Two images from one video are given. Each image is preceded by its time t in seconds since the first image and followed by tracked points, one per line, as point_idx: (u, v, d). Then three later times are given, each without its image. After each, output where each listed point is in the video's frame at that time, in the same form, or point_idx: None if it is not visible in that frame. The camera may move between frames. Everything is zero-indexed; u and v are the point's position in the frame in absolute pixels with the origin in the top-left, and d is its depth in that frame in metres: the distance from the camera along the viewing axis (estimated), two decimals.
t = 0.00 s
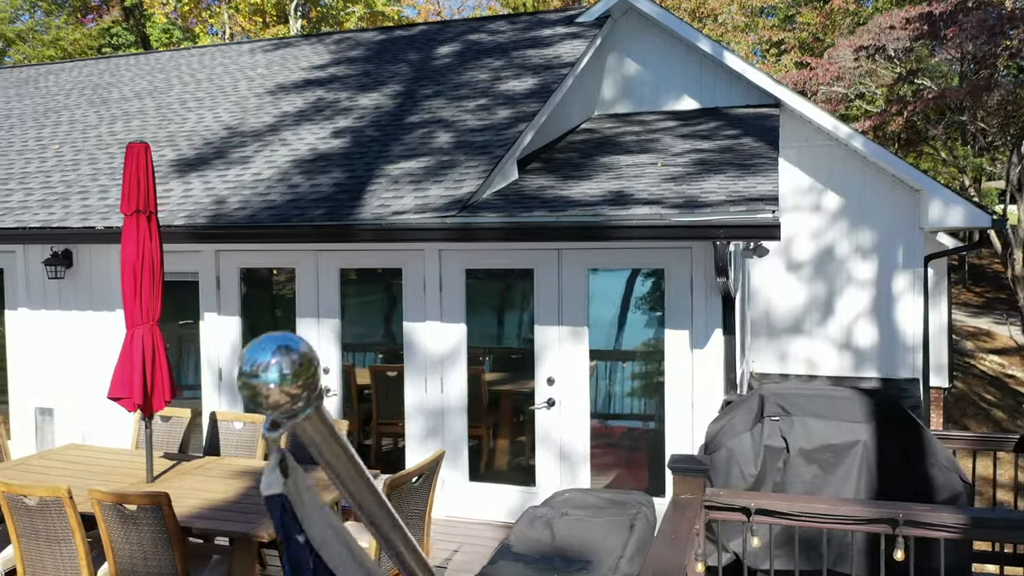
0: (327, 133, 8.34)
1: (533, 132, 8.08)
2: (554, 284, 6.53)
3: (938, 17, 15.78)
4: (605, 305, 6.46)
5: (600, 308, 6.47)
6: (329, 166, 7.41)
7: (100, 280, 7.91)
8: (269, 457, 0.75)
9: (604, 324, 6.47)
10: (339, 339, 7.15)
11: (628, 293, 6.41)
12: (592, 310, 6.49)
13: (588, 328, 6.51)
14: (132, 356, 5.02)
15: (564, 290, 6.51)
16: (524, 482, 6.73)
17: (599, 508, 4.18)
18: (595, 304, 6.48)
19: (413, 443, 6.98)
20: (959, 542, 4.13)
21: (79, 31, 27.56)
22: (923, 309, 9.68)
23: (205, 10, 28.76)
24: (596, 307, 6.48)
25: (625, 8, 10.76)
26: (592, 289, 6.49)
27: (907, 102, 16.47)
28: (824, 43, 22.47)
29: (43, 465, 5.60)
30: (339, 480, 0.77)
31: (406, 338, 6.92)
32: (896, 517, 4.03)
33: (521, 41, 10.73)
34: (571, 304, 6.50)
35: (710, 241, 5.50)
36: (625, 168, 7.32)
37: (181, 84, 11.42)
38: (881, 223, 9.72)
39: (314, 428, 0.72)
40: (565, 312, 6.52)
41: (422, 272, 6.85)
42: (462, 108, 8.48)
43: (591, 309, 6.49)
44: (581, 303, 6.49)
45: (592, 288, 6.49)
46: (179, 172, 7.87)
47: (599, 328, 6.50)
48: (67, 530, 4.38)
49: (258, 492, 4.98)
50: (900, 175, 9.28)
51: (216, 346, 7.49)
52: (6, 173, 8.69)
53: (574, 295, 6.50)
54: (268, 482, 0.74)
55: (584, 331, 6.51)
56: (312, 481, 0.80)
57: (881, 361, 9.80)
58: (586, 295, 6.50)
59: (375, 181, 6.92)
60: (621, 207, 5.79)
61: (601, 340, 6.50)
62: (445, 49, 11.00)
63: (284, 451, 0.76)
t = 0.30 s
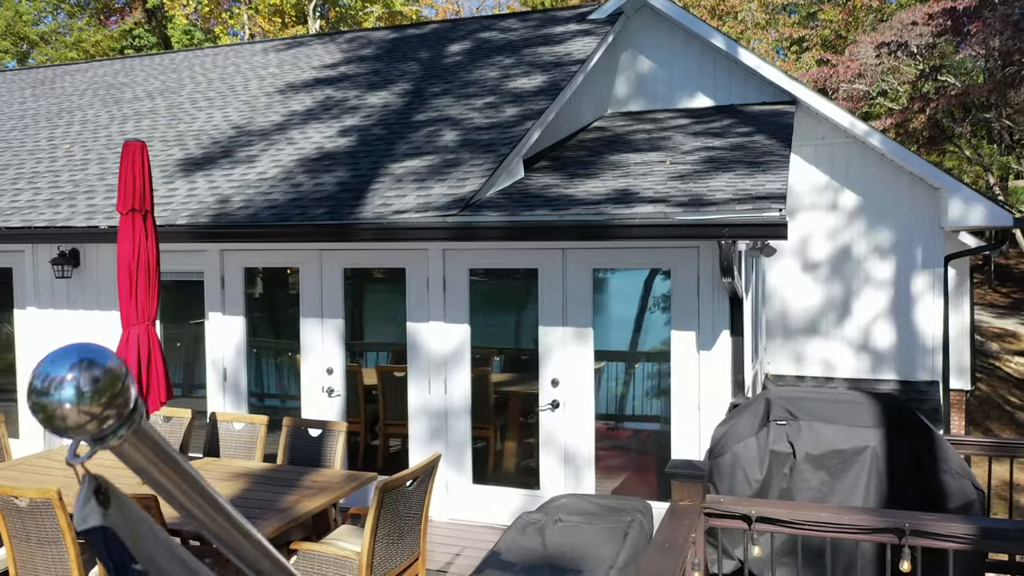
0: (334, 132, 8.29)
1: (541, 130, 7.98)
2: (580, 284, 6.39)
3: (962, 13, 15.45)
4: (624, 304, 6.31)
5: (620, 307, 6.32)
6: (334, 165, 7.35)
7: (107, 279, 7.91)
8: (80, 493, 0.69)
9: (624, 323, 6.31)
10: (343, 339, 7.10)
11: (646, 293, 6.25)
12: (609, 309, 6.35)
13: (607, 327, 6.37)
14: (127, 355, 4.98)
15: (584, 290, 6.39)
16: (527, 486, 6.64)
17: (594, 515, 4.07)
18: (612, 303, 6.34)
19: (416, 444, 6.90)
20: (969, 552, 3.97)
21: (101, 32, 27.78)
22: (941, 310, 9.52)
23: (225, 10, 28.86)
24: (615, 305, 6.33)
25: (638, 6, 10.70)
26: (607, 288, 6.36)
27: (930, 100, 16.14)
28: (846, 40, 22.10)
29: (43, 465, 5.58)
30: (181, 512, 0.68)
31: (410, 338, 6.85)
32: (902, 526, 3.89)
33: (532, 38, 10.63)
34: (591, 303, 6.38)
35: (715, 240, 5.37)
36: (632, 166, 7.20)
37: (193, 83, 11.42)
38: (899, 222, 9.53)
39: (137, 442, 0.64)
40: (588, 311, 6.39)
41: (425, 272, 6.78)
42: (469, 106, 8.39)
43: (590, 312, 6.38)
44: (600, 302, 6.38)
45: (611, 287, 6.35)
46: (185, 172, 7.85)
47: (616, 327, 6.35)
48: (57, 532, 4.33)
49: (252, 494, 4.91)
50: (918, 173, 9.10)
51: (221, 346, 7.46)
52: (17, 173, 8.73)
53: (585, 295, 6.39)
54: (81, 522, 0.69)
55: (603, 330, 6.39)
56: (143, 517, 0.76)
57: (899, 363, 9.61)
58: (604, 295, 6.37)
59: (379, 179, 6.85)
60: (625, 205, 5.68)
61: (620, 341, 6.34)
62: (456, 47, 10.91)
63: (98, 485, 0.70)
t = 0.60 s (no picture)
0: (343, 129, 8.24)
1: (551, 127, 7.88)
2: (605, 285, 6.27)
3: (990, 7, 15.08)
4: (644, 303, 6.16)
5: (640, 307, 6.17)
6: (342, 162, 7.30)
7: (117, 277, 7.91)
8: None
9: (644, 323, 6.16)
10: (350, 338, 7.03)
11: (667, 292, 6.09)
12: (629, 310, 6.21)
13: (627, 327, 6.23)
14: (125, 353, 4.94)
15: (608, 290, 6.27)
16: (534, 487, 6.54)
17: (593, 519, 3.96)
18: (633, 302, 6.19)
19: (423, 444, 6.82)
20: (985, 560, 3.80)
21: (124, 33, 28.05)
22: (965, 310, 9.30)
23: (246, 11, 28.99)
24: (636, 305, 6.18)
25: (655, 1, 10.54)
26: (628, 287, 6.21)
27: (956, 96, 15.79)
28: (871, 36, 21.69)
29: (46, 462, 5.56)
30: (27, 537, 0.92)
31: (417, 337, 6.78)
32: (914, 532, 3.74)
33: (545, 35, 10.52)
34: (612, 303, 6.25)
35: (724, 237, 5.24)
36: (643, 162, 7.08)
37: (208, 82, 11.44)
38: (921, 220, 9.31)
39: None
40: (609, 310, 6.27)
41: (432, 270, 6.70)
42: (479, 102, 8.31)
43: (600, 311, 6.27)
44: (620, 301, 6.24)
45: (633, 287, 6.20)
46: (194, 170, 7.84)
47: (635, 327, 6.20)
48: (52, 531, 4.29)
49: (251, 493, 4.84)
50: (940, 169, 8.87)
51: (229, 344, 7.43)
52: (31, 171, 8.77)
53: (605, 295, 6.28)
54: None
55: (622, 330, 6.25)
56: None
57: (921, 364, 9.40)
58: (625, 294, 6.22)
59: (385, 176, 6.78)
60: (632, 202, 5.57)
61: (640, 340, 6.20)
62: (469, 44, 10.83)
63: None
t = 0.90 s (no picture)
0: (356, 126, 8.19)
1: (565, 123, 7.78)
2: (631, 283, 6.11)
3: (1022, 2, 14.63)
4: (668, 302, 5.99)
5: (664, 307, 6.00)
6: (353, 159, 7.25)
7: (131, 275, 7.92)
8: None
9: (668, 324, 5.99)
10: (360, 336, 6.98)
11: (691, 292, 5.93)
12: (652, 309, 6.05)
13: (650, 327, 6.07)
14: (130, 351, 4.91)
15: (632, 289, 6.11)
16: (546, 489, 6.43)
17: (598, 521, 3.85)
18: (657, 302, 6.03)
19: (433, 444, 6.74)
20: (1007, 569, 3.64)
21: (150, 35, 28.34)
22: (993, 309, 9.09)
23: (270, 11, 29.13)
24: (660, 304, 6.02)
25: None
26: (653, 286, 6.04)
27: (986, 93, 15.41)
28: (899, 33, 21.17)
29: (56, 459, 5.56)
30: None
31: (428, 336, 6.70)
32: (931, 540, 3.60)
33: (563, 30, 10.40)
34: (636, 301, 6.09)
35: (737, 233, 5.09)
36: (658, 158, 6.94)
37: (226, 80, 11.47)
38: (948, 218, 9.08)
39: None
40: (632, 310, 6.11)
41: (442, 268, 6.63)
42: (493, 99, 8.22)
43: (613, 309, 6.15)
44: (644, 300, 6.07)
45: (658, 286, 6.03)
46: (207, 167, 7.83)
47: (659, 327, 6.04)
48: (53, 529, 4.26)
49: (253, 493, 4.78)
50: (969, 165, 8.61)
51: (241, 342, 7.40)
52: (48, 169, 8.82)
53: (628, 294, 6.13)
54: None
55: (645, 330, 6.09)
56: None
57: (948, 365, 9.19)
58: (649, 293, 6.06)
59: (396, 173, 6.71)
60: (644, 197, 5.46)
61: (663, 340, 6.03)
62: (486, 41, 10.75)
63: None
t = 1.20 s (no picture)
0: (373, 123, 8.14)
1: (584, 118, 7.67)
2: (657, 283, 5.95)
3: None
4: (698, 303, 5.82)
5: (694, 307, 5.83)
6: (369, 156, 7.20)
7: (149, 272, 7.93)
8: None
9: (699, 325, 5.82)
10: (375, 334, 6.93)
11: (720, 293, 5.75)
12: (679, 309, 5.87)
13: (677, 327, 5.89)
14: (139, 348, 4.89)
15: (659, 288, 5.94)
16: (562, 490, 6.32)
17: (606, 524, 3.74)
18: (685, 301, 5.85)
19: (447, 443, 6.67)
20: None
21: (179, 36, 28.66)
22: None
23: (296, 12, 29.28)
24: (690, 305, 5.84)
25: None
26: (680, 284, 5.87)
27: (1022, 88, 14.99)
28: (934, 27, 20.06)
29: (69, 456, 5.55)
30: None
31: (443, 334, 6.62)
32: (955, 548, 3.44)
33: (584, 26, 10.28)
34: (662, 301, 5.92)
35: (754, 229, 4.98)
36: (678, 153, 6.80)
37: (247, 79, 11.50)
38: (980, 215, 8.83)
39: None
40: (658, 310, 5.94)
41: (457, 265, 6.55)
42: (511, 95, 8.13)
43: (635, 307, 6.02)
44: (671, 299, 5.90)
45: (687, 285, 5.85)
46: (225, 164, 7.83)
47: (687, 328, 5.86)
48: (60, 525, 4.24)
49: (261, 492, 4.72)
50: (1002, 161, 8.36)
51: (257, 339, 7.38)
52: (71, 168, 8.90)
53: (654, 293, 5.96)
54: None
55: (672, 330, 5.91)
56: None
57: (979, 366, 8.94)
58: (677, 292, 5.88)
59: (410, 169, 6.65)
60: (660, 192, 5.34)
61: (689, 340, 5.85)
62: (506, 37, 10.65)
63: None
